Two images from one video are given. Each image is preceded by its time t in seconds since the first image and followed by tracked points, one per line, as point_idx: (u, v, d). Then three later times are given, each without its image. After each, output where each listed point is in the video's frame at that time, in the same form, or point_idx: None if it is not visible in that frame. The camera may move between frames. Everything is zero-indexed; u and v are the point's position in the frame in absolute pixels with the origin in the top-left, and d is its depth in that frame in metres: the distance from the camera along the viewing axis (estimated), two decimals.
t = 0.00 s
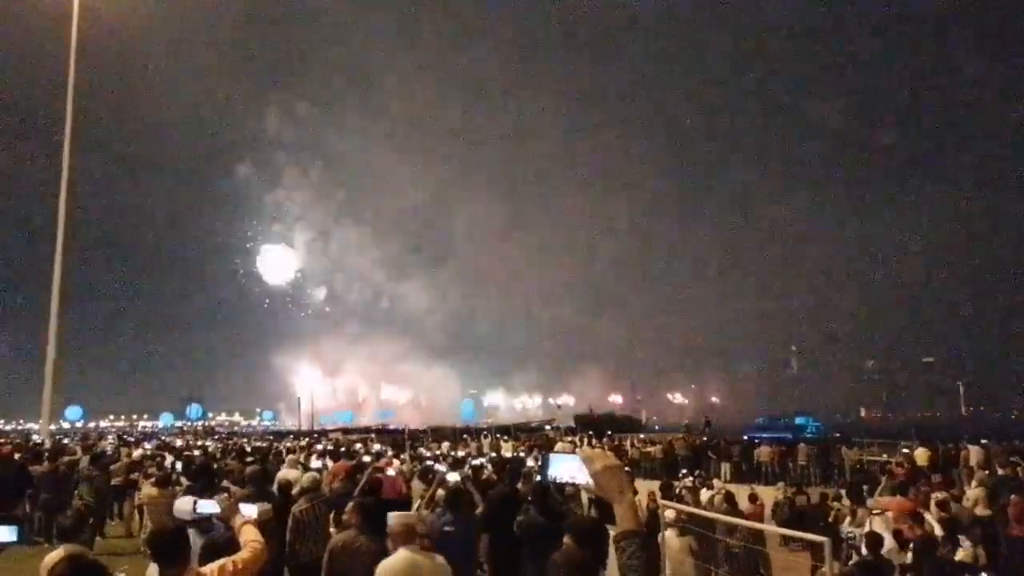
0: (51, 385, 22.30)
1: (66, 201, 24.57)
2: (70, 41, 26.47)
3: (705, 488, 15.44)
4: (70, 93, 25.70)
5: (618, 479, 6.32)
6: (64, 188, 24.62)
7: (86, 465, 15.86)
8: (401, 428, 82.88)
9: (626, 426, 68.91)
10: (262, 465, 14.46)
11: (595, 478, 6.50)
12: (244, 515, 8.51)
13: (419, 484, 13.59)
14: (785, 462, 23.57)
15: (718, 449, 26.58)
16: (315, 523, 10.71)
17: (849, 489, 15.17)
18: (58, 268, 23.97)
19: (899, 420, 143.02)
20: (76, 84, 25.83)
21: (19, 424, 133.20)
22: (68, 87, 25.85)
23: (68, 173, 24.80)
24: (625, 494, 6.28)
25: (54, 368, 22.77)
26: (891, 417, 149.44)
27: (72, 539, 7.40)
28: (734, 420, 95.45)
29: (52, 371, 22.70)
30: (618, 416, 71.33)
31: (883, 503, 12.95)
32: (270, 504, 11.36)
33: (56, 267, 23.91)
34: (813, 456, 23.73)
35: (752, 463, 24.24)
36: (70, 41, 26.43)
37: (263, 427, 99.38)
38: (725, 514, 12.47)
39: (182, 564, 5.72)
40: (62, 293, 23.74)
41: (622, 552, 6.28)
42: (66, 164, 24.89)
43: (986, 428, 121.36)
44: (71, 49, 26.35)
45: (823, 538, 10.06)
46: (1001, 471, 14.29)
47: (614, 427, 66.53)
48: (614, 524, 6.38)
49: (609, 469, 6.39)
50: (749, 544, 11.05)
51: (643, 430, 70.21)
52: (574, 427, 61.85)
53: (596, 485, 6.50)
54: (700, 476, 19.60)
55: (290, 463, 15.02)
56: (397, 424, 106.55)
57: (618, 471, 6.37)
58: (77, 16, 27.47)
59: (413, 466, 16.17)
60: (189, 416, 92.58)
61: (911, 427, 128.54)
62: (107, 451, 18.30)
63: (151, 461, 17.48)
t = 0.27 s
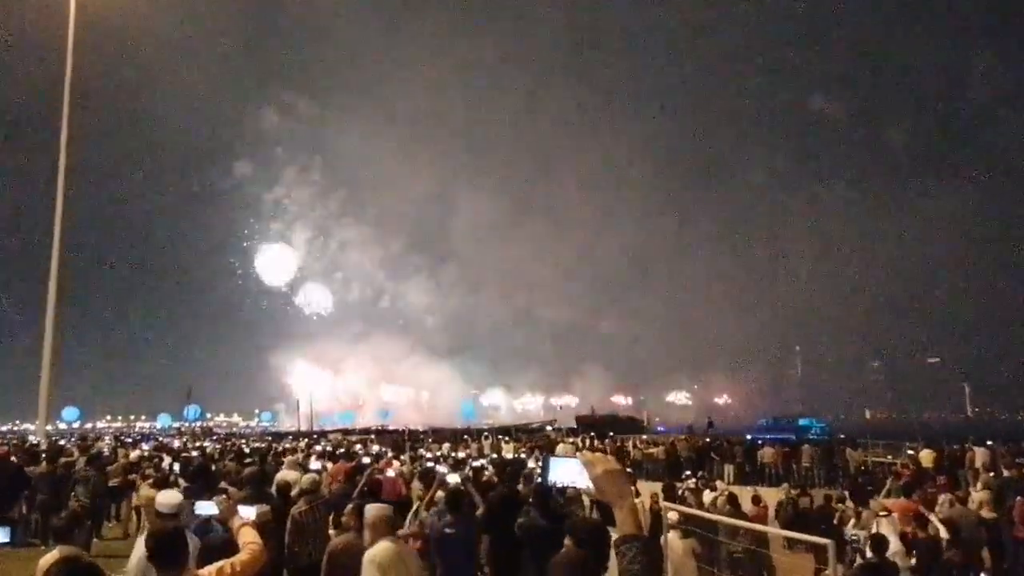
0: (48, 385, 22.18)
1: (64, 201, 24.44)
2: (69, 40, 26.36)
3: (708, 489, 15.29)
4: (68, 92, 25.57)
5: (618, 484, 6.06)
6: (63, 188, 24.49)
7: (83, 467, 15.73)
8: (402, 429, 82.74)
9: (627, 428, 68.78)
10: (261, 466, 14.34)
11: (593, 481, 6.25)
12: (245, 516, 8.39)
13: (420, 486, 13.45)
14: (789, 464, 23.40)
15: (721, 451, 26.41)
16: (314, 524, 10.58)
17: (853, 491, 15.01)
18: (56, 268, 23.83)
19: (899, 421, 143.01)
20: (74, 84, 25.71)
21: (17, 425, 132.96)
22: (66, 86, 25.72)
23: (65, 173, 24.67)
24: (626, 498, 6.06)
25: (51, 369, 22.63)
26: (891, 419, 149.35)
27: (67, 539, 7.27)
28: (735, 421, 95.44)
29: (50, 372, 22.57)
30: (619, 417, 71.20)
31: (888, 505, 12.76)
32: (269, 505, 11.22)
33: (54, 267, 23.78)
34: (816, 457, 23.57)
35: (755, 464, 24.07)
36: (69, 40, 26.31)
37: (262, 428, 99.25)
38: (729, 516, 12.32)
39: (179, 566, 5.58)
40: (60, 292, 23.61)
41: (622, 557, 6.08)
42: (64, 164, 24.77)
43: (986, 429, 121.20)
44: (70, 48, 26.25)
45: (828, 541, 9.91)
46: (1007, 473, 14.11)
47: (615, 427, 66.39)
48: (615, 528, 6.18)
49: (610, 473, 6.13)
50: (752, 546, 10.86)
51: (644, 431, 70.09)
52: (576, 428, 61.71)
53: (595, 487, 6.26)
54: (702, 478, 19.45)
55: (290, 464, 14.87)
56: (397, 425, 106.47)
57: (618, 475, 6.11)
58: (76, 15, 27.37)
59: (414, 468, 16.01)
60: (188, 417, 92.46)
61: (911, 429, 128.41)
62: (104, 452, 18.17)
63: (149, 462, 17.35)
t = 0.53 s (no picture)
0: (51, 383, 22.30)
1: (66, 200, 24.55)
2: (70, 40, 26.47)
3: (706, 488, 15.41)
4: (70, 92, 25.68)
5: (619, 485, 5.97)
6: (65, 187, 24.60)
7: (86, 464, 15.84)
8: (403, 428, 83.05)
9: (627, 426, 68.92)
10: (263, 464, 14.47)
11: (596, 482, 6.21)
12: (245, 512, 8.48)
13: (421, 484, 13.55)
14: (787, 463, 23.52)
15: (719, 449, 26.54)
16: (315, 522, 10.65)
17: (850, 490, 15.12)
18: (58, 267, 23.95)
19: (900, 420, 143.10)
20: (76, 84, 25.81)
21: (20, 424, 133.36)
22: (68, 86, 25.81)
23: (68, 172, 24.78)
24: (626, 498, 5.99)
25: (54, 367, 22.75)
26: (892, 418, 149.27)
27: (69, 536, 7.33)
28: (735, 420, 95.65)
29: (53, 370, 22.70)
30: (619, 415, 71.34)
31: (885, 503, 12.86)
32: (271, 503, 11.29)
33: (57, 266, 23.89)
34: (815, 456, 23.68)
35: (754, 463, 24.20)
36: (70, 40, 26.40)
37: (264, 426, 99.41)
38: (728, 514, 12.43)
39: (182, 563, 5.69)
40: (62, 291, 23.72)
41: (621, 556, 6.06)
42: (66, 163, 24.88)
43: (988, 429, 121.14)
44: (72, 47, 26.35)
45: (825, 538, 10.01)
46: (1002, 472, 14.22)
47: (615, 426, 66.44)
48: (614, 528, 6.15)
49: (611, 474, 6.06)
50: (751, 545, 10.97)
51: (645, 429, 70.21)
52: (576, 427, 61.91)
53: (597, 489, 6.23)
54: (701, 476, 19.54)
55: (291, 462, 14.99)
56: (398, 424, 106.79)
57: (619, 476, 6.04)
58: (78, 14, 27.48)
59: (414, 466, 16.12)
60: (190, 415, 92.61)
61: (912, 428, 128.33)
62: (107, 450, 18.30)
63: (151, 460, 17.47)
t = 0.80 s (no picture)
0: (51, 382, 22.29)
1: (67, 199, 24.54)
2: (70, 39, 26.46)
3: (706, 487, 15.41)
4: (70, 91, 25.67)
5: (621, 485, 6.16)
6: (66, 186, 24.60)
7: (86, 463, 15.85)
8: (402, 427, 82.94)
9: (627, 425, 68.88)
10: (263, 463, 14.48)
11: (597, 482, 6.36)
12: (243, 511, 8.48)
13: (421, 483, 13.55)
14: (786, 462, 23.51)
15: (719, 448, 26.54)
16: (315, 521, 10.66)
17: (850, 490, 15.11)
18: (58, 266, 23.93)
19: (900, 420, 143.06)
20: (76, 84, 25.80)
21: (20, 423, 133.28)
22: (69, 85, 25.80)
23: (68, 171, 24.77)
24: (627, 496, 6.12)
25: (54, 367, 22.73)
26: (893, 418, 149.16)
27: (64, 535, 7.35)
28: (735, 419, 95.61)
29: (53, 370, 22.67)
30: (619, 414, 71.29)
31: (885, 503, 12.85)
32: (270, 502, 11.28)
33: (57, 265, 23.89)
34: (815, 456, 23.65)
35: (753, 462, 24.19)
36: (70, 39, 26.39)
37: (264, 425, 99.33)
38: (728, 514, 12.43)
39: (180, 562, 5.70)
40: (62, 291, 23.72)
41: (623, 556, 6.15)
42: (66, 163, 24.88)
43: (988, 429, 121.06)
44: (72, 46, 26.35)
45: (824, 538, 10.01)
46: (1002, 471, 14.21)
47: (615, 426, 66.31)
48: (615, 528, 6.23)
49: (612, 474, 6.25)
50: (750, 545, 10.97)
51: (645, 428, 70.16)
52: (576, 426, 61.88)
53: (599, 489, 6.36)
54: (700, 475, 19.53)
55: (291, 461, 15.00)
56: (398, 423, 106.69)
57: (621, 476, 6.22)
58: (78, 13, 27.45)
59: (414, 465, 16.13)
60: (190, 414, 92.55)
61: (912, 428, 128.30)
62: (107, 449, 18.31)
63: (151, 459, 17.48)
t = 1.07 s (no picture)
0: (51, 382, 22.28)
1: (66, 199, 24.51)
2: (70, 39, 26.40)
3: (705, 486, 15.41)
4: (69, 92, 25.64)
5: (626, 484, 6.16)
6: (65, 187, 24.57)
7: (86, 463, 15.86)
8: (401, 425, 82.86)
9: (627, 424, 68.87)
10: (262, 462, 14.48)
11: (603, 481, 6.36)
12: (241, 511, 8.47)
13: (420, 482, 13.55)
14: (785, 461, 23.51)
15: (718, 447, 26.53)
16: (314, 521, 10.66)
17: (849, 489, 15.11)
18: (57, 265, 23.93)
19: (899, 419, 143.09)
20: (75, 84, 25.74)
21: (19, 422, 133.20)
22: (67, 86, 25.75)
23: (67, 172, 24.75)
24: (631, 495, 6.10)
25: (53, 366, 22.72)
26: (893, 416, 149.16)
27: (59, 532, 7.36)
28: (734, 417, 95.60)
29: (53, 369, 22.66)
30: (619, 413, 71.28)
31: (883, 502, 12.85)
32: (269, 502, 11.28)
33: (56, 264, 23.88)
34: (814, 455, 23.66)
35: (752, 462, 24.18)
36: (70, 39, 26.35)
37: (264, 424, 99.36)
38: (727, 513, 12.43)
39: (179, 561, 5.70)
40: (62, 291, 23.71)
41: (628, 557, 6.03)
42: (66, 163, 24.84)
43: (988, 427, 121.03)
44: (71, 45, 26.33)
45: (823, 537, 10.00)
46: (1001, 470, 14.20)
47: (615, 424, 66.22)
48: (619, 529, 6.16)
49: (617, 473, 6.25)
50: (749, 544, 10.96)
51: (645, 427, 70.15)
52: (575, 424, 61.89)
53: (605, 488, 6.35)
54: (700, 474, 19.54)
55: (290, 461, 15.01)
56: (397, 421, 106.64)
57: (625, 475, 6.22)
58: (77, 12, 27.43)
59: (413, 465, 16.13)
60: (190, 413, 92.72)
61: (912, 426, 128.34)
62: (107, 448, 18.31)
63: (151, 458, 17.48)
